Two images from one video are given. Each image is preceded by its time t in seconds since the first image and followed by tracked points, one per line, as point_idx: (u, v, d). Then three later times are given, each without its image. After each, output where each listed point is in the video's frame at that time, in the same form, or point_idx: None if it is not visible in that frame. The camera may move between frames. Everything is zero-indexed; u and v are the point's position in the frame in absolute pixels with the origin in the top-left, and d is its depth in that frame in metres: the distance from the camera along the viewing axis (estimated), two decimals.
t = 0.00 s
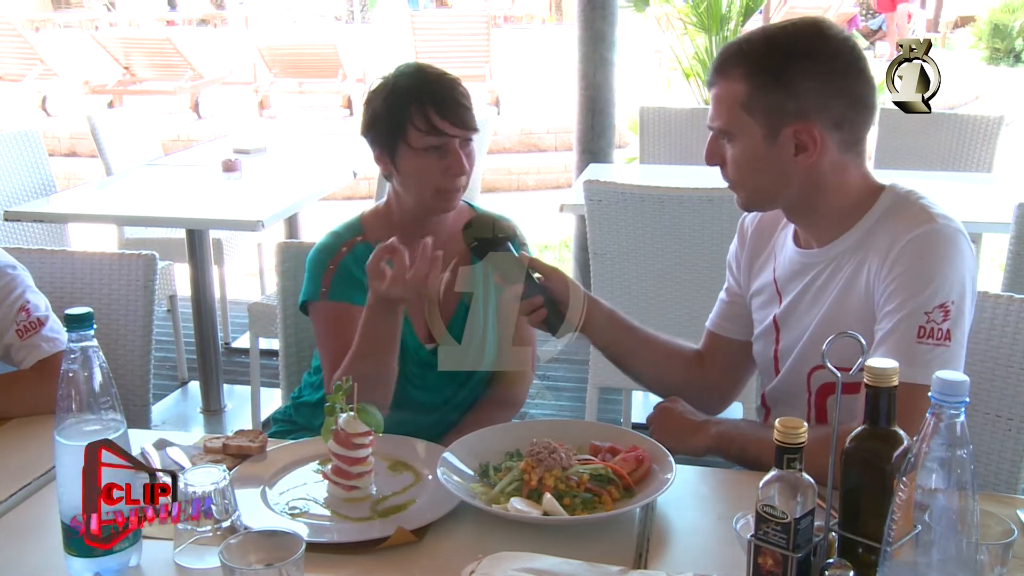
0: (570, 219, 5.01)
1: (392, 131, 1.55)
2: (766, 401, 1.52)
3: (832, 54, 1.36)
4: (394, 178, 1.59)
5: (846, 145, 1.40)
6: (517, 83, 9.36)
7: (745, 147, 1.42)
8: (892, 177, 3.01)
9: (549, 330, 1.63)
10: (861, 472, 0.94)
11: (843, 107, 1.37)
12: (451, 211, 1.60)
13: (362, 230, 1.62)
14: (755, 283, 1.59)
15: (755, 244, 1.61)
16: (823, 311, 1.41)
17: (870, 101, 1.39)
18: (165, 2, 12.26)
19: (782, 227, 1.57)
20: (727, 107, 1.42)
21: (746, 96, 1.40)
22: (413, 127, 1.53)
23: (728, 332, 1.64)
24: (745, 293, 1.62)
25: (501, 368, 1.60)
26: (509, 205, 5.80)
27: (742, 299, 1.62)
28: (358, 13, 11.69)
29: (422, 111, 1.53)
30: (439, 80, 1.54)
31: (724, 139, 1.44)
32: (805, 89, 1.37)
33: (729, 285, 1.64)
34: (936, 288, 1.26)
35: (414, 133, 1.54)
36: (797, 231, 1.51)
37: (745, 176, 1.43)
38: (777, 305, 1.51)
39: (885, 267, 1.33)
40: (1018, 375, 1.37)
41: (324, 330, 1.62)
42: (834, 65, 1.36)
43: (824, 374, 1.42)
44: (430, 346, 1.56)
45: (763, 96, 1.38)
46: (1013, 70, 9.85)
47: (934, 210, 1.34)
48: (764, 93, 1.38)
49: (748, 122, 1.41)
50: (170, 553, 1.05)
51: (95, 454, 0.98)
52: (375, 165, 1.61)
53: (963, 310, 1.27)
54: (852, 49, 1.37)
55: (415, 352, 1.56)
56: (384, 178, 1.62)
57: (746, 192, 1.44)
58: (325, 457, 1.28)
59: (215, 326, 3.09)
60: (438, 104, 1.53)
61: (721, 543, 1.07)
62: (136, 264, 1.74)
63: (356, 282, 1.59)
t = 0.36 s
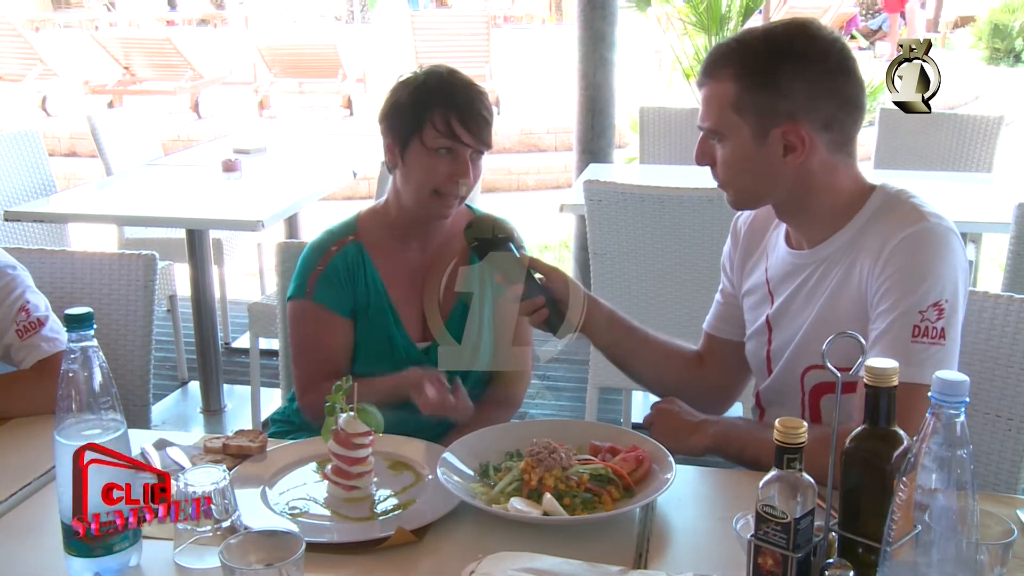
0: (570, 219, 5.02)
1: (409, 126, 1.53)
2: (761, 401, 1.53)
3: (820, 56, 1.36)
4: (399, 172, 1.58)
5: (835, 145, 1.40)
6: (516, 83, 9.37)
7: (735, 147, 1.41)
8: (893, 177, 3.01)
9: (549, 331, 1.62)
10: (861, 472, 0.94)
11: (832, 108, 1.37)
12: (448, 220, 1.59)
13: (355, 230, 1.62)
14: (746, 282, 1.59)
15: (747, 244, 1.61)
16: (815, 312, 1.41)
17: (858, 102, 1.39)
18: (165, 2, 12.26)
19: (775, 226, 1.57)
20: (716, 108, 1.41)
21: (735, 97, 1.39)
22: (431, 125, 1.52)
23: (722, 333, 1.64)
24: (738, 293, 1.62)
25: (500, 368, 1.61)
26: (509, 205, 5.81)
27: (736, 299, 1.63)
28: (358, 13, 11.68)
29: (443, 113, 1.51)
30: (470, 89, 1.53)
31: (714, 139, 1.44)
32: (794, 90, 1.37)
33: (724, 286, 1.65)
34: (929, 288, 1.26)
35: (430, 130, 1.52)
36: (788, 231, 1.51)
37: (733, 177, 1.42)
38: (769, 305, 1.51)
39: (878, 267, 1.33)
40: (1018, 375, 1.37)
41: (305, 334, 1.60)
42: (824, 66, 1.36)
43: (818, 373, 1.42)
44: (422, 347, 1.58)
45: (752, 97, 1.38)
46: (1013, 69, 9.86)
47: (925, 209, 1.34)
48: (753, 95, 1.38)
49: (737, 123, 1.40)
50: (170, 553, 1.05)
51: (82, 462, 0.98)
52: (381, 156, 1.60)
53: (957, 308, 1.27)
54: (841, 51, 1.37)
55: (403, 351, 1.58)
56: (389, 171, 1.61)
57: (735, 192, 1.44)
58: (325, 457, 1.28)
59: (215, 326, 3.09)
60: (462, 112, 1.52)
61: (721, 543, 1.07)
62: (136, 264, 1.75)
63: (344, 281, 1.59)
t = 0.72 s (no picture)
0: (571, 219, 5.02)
1: (403, 125, 1.53)
2: (758, 399, 1.53)
3: (811, 57, 1.37)
4: (393, 170, 1.56)
5: (831, 145, 1.40)
6: (517, 83, 9.37)
7: (731, 153, 1.41)
8: (893, 177, 3.01)
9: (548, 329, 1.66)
10: (861, 472, 0.94)
11: (827, 109, 1.37)
12: (442, 218, 1.60)
13: (352, 227, 1.61)
14: (744, 280, 1.59)
15: (744, 243, 1.61)
16: (813, 311, 1.41)
17: (852, 100, 1.39)
18: (165, 2, 12.26)
19: (773, 224, 1.57)
20: (710, 116, 1.42)
21: (729, 103, 1.39)
22: (427, 125, 1.53)
23: (719, 331, 1.64)
24: (735, 291, 1.62)
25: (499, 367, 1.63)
26: (509, 205, 5.81)
27: (734, 297, 1.63)
28: (358, 13, 11.68)
29: (439, 112, 1.52)
30: (463, 89, 1.54)
31: (710, 146, 1.44)
32: (787, 94, 1.37)
33: (721, 284, 1.65)
34: (927, 288, 1.26)
35: (426, 129, 1.53)
36: (786, 229, 1.51)
37: (732, 182, 1.43)
38: (767, 304, 1.52)
39: (876, 267, 1.33)
40: (1019, 376, 1.37)
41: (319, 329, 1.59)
42: (817, 66, 1.36)
43: (816, 372, 1.42)
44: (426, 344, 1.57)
45: (746, 102, 1.38)
46: (1013, 69, 9.86)
47: (923, 209, 1.34)
48: (747, 100, 1.38)
49: (731, 128, 1.40)
50: (170, 553, 1.05)
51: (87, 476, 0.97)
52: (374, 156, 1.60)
53: (955, 308, 1.27)
54: (832, 50, 1.37)
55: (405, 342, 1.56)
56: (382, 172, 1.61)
57: (734, 197, 1.44)
58: (324, 457, 1.28)
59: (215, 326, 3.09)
60: (457, 112, 1.53)
61: (721, 543, 1.07)
62: (135, 264, 1.74)
63: (344, 277, 1.58)
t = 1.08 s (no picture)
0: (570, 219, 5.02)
1: (396, 129, 1.54)
2: (756, 400, 1.53)
3: (810, 56, 1.37)
4: (389, 174, 1.59)
5: (829, 145, 1.40)
6: (516, 83, 9.37)
7: (728, 152, 1.41)
8: (893, 177, 3.01)
9: (546, 330, 1.59)
10: (861, 472, 0.94)
11: (825, 109, 1.37)
12: (441, 222, 1.63)
13: (349, 231, 1.61)
14: (741, 279, 1.60)
15: (742, 242, 1.61)
16: (810, 311, 1.41)
17: (850, 101, 1.39)
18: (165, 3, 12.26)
19: (769, 225, 1.57)
20: (708, 115, 1.41)
21: (728, 101, 1.39)
22: (418, 130, 1.53)
23: (717, 330, 1.64)
24: (732, 290, 1.63)
25: (496, 368, 1.60)
26: (509, 205, 5.81)
27: (731, 296, 1.63)
28: (358, 14, 11.68)
29: (429, 115, 1.52)
30: (458, 91, 1.54)
31: (708, 144, 1.44)
32: (786, 92, 1.37)
33: (719, 283, 1.65)
34: (924, 288, 1.26)
35: (418, 134, 1.53)
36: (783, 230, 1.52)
37: (729, 181, 1.42)
38: (764, 303, 1.51)
39: (873, 266, 1.33)
40: (1019, 376, 1.37)
41: (306, 338, 1.59)
42: (815, 66, 1.37)
43: (814, 371, 1.42)
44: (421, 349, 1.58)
45: (745, 101, 1.38)
46: (1012, 69, 9.88)
47: (919, 209, 1.34)
48: (746, 99, 1.38)
49: (730, 126, 1.40)
50: (170, 553, 1.05)
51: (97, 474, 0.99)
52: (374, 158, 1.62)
53: (952, 308, 1.27)
54: (831, 51, 1.38)
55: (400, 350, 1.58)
56: (382, 173, 1.62)
57: (732, 197, 1.44)
58: (324, 457, 1.28)
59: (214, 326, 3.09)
60: (450, 115, 1.53)
61: (720, 543, 1.07)
62: (135, 265, 1.75)
63: (339, 284, 1.59)
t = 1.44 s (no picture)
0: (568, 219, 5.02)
1: (389, 132, 1.55)
2: (755, 400, 1.53)
3: (807, 56, 1.37)
4: (384, 179, 1.60)
5: (827, 146, 1.40)
6: (514, 83, 9.37)
7: (726, 152, 1.41)
8: (892, 177, 3.01)
9: (544, 335, 1.54)
10: (859, 472, 0.94)
11: (824, 109, 1.37)
12: (438, 221, 1.63)
13: (345, 233, 1.63)
14: (738, 279, 1.60)
15: (739, 242, 1.61)
16: (808, 310, 1.41)
17: (848, 101, 1.39)
18: (163, 2, 12.26)
19: (766, 226, 1.57)
20: (706, 115, 1.42)
21: (726, 101, 1.39)
22: (409, 132, 1.54)
23: (715, 330, 1.64)
24: (730, 290, 1.63)
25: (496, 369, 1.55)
26: (507, 205, 5.81)
27: (729, 296, 1.63)
28: (356, 14, 11.67)
29: (418, 116, 1.53)
30: (448, 89, 1.54)
31: (705, 145, 1.44)
32: (783, 93, 1.37)
33: (717, 283, 1.65)
34: (922, 288, 1.27)
35: (408, 135, 1.54)
36: (780, 230, 1.52)
37: (727, 182, 1.42)
38: (761, 304, 1.51)
39: (870, 266, 1.33)
40: (1017, 376, 1.37)
41: (304, 340, 1.60)
42: (813, 66, 1.36)
43: (814, 371, 1.42)
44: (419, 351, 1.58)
45: (743, 102, 1.38)
46: (1009, 70, 9.88)
47: (916, 209, 1.34)
48: (744, 99, 1.38)
49: (728, 127, 1.40)
50: (168, 553, 1.05)
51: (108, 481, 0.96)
52: (369, 160, 1.62)
53: (950, 308, 1.28)
54: (829, 51, 1.37)
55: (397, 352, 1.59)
56: (377, 175, 1.63)
57: (730, 197, 1.44)
58: (322, 457, 1.28)
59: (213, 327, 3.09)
60: (443, 114, 1.53)
61: (718, 543, 1.07)
62: (133, 265, 1.76)
63: (335, 285, 1.59)
